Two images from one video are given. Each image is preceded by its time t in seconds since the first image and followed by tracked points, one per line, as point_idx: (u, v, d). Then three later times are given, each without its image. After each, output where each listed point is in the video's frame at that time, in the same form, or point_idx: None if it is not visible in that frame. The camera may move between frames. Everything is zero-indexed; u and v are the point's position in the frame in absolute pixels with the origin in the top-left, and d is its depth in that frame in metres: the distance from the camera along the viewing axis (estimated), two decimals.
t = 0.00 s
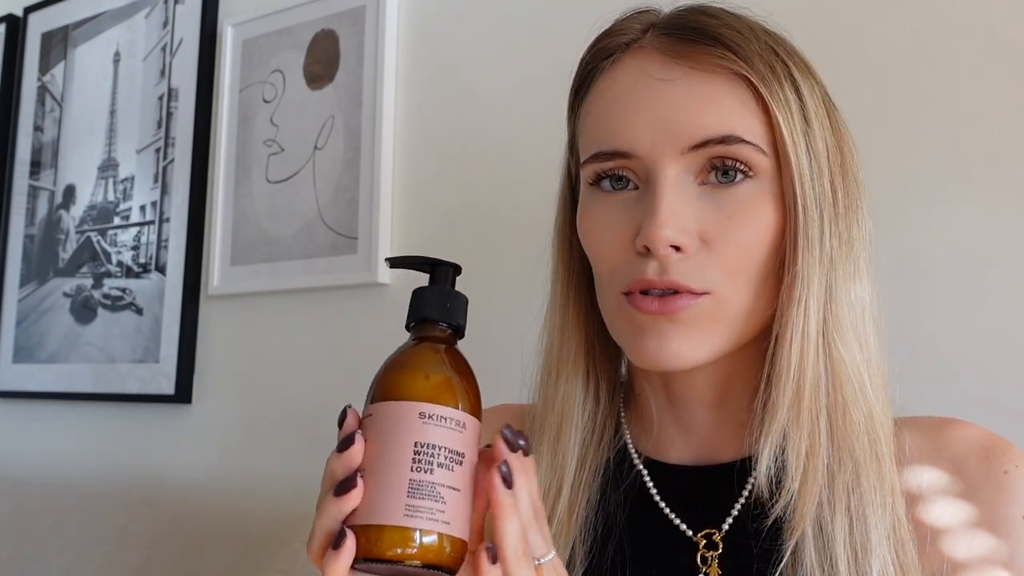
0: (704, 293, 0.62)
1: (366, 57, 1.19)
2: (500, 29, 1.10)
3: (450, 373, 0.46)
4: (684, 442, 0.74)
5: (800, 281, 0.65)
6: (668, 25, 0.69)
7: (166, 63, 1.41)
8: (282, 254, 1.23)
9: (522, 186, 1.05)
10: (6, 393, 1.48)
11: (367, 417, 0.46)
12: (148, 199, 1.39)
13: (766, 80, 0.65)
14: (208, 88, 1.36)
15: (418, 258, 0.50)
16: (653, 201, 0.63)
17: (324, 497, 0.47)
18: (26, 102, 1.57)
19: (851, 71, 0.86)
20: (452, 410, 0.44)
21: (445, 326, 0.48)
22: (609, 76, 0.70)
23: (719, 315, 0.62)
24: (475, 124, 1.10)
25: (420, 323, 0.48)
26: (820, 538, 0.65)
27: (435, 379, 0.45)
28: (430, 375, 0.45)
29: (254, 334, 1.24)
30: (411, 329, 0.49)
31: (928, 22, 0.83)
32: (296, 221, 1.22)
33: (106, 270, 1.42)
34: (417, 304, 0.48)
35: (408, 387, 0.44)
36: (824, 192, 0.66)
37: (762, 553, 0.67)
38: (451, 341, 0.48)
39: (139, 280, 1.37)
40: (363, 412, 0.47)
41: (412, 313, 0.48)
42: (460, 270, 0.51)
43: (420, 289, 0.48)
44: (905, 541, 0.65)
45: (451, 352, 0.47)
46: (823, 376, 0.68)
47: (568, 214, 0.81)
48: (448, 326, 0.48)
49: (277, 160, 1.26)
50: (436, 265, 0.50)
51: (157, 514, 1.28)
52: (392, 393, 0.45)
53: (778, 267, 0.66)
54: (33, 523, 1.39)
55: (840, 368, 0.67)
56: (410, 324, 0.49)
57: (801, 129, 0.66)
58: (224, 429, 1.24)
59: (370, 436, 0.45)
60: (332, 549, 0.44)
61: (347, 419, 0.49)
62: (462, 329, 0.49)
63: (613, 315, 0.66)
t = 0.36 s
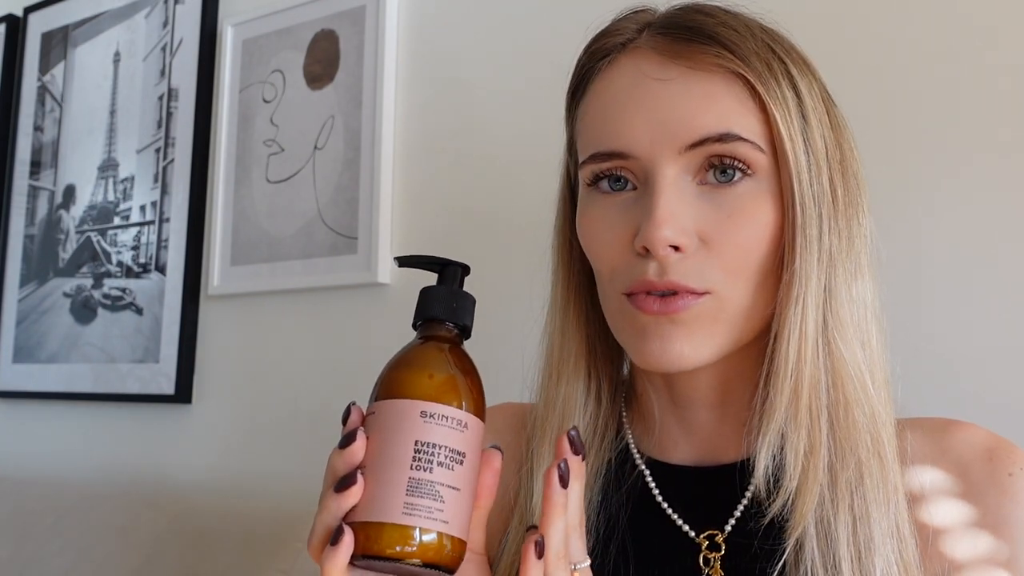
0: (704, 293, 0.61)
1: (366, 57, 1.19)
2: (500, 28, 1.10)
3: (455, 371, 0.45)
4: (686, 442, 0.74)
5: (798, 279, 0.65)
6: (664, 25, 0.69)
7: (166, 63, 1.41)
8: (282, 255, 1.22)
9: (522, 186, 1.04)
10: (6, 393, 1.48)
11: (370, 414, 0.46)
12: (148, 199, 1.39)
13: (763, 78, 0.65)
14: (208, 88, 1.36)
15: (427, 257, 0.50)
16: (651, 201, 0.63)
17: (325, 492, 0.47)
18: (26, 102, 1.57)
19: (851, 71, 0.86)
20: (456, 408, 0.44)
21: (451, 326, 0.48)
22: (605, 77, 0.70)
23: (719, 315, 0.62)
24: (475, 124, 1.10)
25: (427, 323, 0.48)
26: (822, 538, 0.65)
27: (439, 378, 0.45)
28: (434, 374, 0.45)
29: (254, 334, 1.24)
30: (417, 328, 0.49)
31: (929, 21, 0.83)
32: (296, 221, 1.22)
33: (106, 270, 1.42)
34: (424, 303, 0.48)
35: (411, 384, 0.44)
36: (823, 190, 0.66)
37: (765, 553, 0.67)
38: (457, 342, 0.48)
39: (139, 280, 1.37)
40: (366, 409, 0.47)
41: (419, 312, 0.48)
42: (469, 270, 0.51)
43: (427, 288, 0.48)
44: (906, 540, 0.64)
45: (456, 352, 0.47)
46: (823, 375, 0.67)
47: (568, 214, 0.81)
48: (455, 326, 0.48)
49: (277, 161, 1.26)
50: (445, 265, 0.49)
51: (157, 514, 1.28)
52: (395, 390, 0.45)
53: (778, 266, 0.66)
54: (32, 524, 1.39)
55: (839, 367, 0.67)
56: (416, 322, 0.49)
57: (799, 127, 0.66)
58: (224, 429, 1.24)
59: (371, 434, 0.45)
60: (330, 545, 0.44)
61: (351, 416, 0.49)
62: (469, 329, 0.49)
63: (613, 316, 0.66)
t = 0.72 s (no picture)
0: (707, 291, 0.61)
1: (366, 57, 1.19)
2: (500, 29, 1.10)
3: (448, 373, 0.45)
4: (688, 443, 0.74)
5: (801, 278, 0.65)
6: (667, 24, 0.69)
7: (166, 63, 1.41)
8: (282, 254, 1.22)
9: (523, 185, 1.04)
10: (6, 393, 1.48)
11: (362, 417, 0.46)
12: (148, 199, 1.39)
13: (765, 76, 0.65)
14: (208, 88, 1.36)
15: (416, 257, 0.50)
16: (654, 200, 0.62)
17: (319, 497, 0.47)
18: (26, 102, 1.57)
19: (851, 71, 0.86)
20: (449, 410, 0.44)
21: (443, 326, 0.48)
22: (607, 76, 0.70)
23: (722, 314, 0.62)
24: (475, 124, 1.10)
25: (418, 324, 0.47)
26: (824, 537, 0.65)
27: (432, 379, 0.45)
28: (426, 376, 0.45)
29: (254, 334, 1.24)
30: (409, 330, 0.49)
31: (930, 21, 0.83)
32: (296, 221, 1.22)
33: (106, 270, 1.42)
34: (414, 304, 0.48)
35: (405, 387, 0.44)
36: (826, 189, 0.66)
37: (767, 553, 0.67)
38: (450, 342, 0.48)
39: (139, 280, 1.37)
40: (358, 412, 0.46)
41: (410, 313, 0.48)
42: (460, 269, 0.51)
43: (417, 289, 0.48)
44: (908, 540, 0.64)
45: (449, 353, 0.47)
46: (826, 374, 0.67)
47: (569, 213, 0.81)
48: (447, 327, 0.48)
49: (277, 161, 1.26)
50: (436, 265, 0.49)
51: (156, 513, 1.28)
52: (389, 393, 0.45)
53: (780, 266, 0.66)
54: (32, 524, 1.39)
55: (842, 366, 0.67)
56: (409, 324, 0.49)
57: (801, 125, 0.66)
58: (224, 429, 1.24)
59: (363, 439, 0.45)
60: (323, 551, 0.44)
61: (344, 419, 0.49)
62: (461, 328, 0.49)
63: (617, 316, 0.66)
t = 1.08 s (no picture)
0: (689, 283, 0.61)
1: (366, 56, 1.19)
2: (500, 28, 1.10)
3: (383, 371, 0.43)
4: (698, 440, 0.74)
5: (780, 265, 0.64)
6: (641, 25, 0.70)
7: (166, 63, 1.41)
8: (282, 254, 1.23)
9: (523, 184, 1.04)
10: (7, 393, 1.48)
11: (327, 439, 0.42)
12: (148, 199, 1.39)
13: (738, 67, 0.65)
14: (208, 88, 1.36)
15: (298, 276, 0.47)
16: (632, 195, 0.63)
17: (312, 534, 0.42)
18: (26, 102, 1.57)
19: (852, 69, 0.86)
20: (400, 403, 0.42)
21: (353, 331, 0.46)
22: (588, 82, 0.70)
23: (706, 304, 0.61)
24: (476, 124, 1.10)
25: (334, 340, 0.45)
26: (821, 531, 0.65)
27: (383, 382, 0.43)
28: (375, 382, 0.43)
29: (255, 334, 1.24)
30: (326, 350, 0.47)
31: (934, 16, 0.82)
32: (296, 221, 1.22)
33: (106, 270, 1.42)
34: (322, 323, 0.46)
35: (343, 401, 0.42)
36: (808, 175, 0.65)
37: (776, 554, 0.66)
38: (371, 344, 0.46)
39: (139, 280, 1.37)
40: (317, 437, 0.43)
41: (322, 332, 0.46)
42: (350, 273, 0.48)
43: (320, 307, 0.46)
44: (909, 539, 0.63)
45: (376, 351, 0.45)
46: (810, 365, 0.67)
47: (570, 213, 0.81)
48: (362, 331, 0.46)
49: (277, 161, 1.26)
50: (328, 277, 0.47)
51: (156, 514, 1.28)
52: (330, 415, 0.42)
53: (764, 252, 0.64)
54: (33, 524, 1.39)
55: (826, 356, 0.67)
56: (323, 342, 0.46)
57: (778, 112, 0.65)
58: (225, 429, 1.24)
59: (344, 454, 0.41)
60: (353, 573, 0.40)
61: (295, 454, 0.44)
62: (376, 327, 0.47)
63: (613, 316, 0.66)
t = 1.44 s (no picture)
0: (678, 288, 0.61)
1: (366, 57, 1.19)
2: (500, 29, 1.10)
3: (332, 419, 0.41)
4: (696, 440, 0.74)
5: (766, 271, 0.63)
6: (630, 31, 0.70)
7: (166, 63, 1.41)
8: (282, 255, 1.23)
9: (523, 185, 1.04)
10: (7, 393, 1.48)
11: (347, 498, 0.39)
12: (148, 200, 1.39)
13: (725, 71, 0.64)
14: (208, 88, 1.36)
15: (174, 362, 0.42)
16: (620, 202, 0.63)
17: None
18: (26, 102, 1.57)
19: (852, 70, 0.86)
20: (381, 443, 0.41)
21: (271, 399, 0.42)
22: (580, 89, 0.71)
23: (696, 309, 0.61)
24: (477, 124, 1.10)
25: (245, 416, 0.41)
26: (817, 534, 0.65)
27: (348, 428, 0.41)
28: (330, 432, 0.41)
29: (255, 334, 1.24)
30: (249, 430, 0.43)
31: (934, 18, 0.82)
32: (296, 221, 1.22)
33: (106, 270, 1.42)
34: (225, 403, 0.41)
35: (315, 474, 0.40)
36: (797, 178, 0.65)
37: (775, 555, 0.66)
38: (289, 396, 0.43)
39: (139, 280, 1.37)
40: (326, 507, 0.40)
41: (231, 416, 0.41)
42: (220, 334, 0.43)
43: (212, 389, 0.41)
44: (909, 538, 0.64)
45: (312, 400, 0.43)
46: (800, 369, 0.66)
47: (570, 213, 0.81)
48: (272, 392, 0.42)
49: (277, 161, 1.26)
50: (201, 353, 0.42)
51: (156, 513, 1.28)
52: (309, 495, 0.40)
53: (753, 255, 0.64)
54: (33, 523, 1.39)
55: (818, 358, 0.66)
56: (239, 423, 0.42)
57: (766, 115, 0.65)
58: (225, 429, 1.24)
59: (391, 504, 0.40)
60: None
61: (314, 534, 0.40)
62: (282, 375, 0.43)
63: (608, 320, 0.67)
